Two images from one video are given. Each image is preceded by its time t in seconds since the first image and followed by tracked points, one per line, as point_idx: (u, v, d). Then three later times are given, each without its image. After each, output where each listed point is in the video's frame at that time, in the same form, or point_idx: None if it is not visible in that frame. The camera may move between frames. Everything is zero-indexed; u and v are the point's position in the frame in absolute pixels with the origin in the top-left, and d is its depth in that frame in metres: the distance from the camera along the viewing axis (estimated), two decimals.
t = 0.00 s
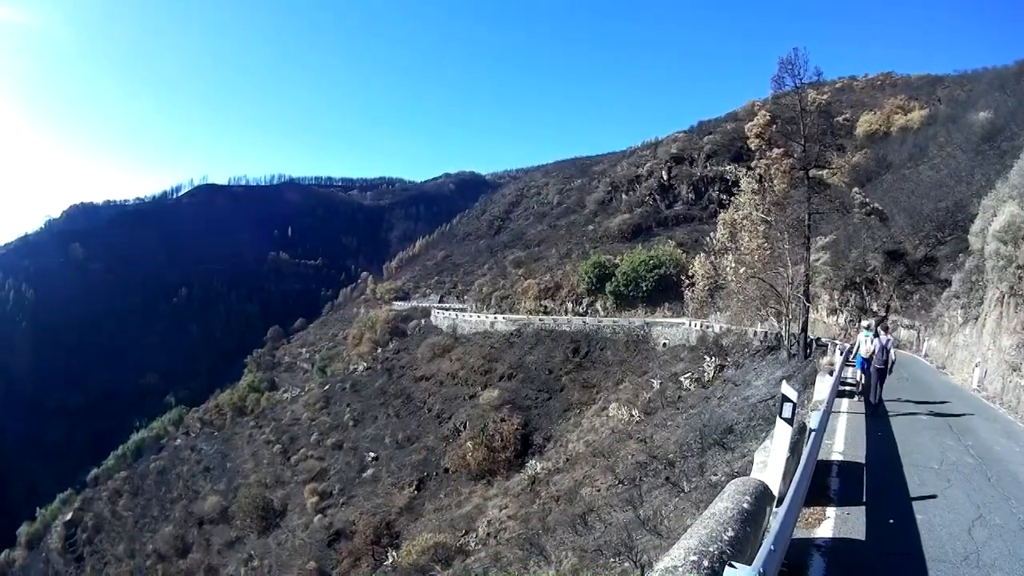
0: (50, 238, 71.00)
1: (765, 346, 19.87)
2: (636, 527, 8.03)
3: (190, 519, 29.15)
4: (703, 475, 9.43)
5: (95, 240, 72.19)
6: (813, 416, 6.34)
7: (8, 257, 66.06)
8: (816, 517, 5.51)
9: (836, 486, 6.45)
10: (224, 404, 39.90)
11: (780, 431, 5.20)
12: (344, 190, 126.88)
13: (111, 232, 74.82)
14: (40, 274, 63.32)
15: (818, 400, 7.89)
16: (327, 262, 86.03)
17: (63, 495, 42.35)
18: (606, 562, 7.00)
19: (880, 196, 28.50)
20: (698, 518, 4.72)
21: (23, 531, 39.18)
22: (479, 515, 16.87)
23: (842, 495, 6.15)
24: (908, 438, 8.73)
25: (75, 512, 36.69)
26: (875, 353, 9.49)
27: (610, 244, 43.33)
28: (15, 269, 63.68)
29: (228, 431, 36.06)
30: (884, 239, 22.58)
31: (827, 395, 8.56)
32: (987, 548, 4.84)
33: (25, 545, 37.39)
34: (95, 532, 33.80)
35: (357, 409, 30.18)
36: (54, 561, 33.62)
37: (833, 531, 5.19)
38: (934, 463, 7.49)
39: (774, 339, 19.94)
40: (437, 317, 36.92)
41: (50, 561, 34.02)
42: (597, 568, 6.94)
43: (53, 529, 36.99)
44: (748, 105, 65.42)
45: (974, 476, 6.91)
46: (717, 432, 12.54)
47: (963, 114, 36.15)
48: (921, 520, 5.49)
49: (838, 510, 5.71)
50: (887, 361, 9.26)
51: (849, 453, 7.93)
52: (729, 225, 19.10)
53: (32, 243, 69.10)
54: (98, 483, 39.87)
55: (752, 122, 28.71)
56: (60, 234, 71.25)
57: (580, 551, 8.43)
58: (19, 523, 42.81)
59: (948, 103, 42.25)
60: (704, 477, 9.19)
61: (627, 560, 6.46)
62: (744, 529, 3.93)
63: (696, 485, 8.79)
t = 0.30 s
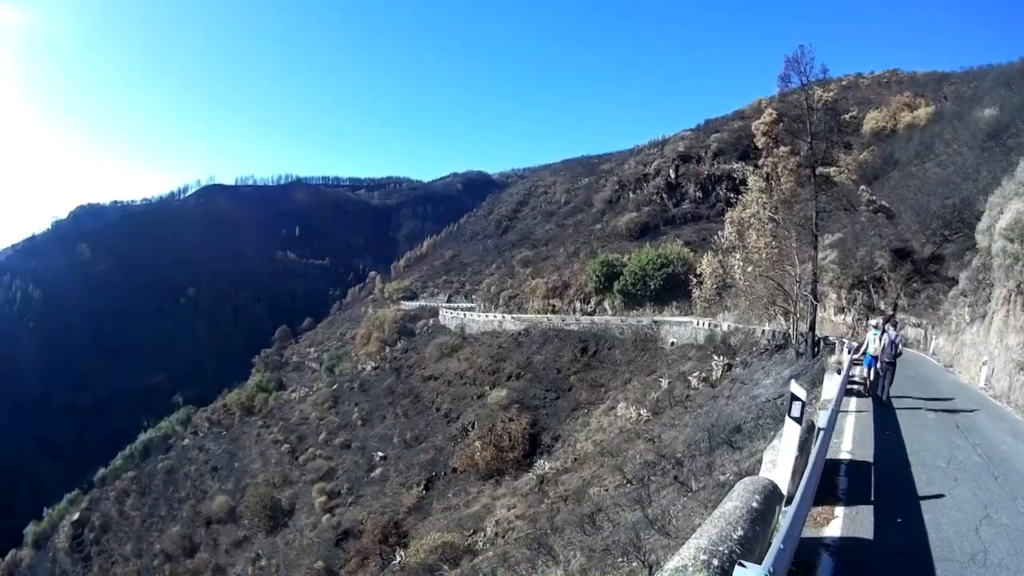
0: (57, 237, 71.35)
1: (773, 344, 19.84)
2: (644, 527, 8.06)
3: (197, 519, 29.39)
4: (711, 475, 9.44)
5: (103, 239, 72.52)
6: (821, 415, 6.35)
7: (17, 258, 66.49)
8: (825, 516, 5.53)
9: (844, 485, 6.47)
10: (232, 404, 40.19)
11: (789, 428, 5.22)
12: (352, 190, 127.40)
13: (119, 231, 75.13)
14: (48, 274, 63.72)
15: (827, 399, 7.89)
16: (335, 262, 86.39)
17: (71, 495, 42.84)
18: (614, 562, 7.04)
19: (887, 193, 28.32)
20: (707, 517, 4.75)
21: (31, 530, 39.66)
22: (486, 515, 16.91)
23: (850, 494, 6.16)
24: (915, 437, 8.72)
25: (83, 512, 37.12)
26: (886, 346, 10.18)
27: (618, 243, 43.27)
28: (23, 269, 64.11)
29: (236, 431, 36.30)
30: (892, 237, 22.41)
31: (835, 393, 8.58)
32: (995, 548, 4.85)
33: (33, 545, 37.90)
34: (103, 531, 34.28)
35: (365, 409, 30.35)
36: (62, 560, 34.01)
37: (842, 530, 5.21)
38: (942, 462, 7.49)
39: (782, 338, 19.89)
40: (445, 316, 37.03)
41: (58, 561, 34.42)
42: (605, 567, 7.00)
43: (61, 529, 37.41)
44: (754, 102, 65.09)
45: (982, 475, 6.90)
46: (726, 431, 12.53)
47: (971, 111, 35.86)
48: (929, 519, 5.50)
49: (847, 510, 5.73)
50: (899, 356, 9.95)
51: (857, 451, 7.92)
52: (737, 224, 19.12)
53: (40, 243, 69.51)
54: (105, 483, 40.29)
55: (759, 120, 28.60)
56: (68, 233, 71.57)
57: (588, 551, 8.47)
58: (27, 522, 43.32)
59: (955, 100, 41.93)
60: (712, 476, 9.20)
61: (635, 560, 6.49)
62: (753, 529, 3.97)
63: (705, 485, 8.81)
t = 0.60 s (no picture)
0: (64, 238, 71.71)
1: (781, 348, 19.86)
2: (653, 531, 8.10)
3: (205, 522, 29.58)
4: (719, 479, 9.47)
5: (109, 240, 72.81)
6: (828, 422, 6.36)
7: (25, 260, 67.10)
8: (832, 520, 5.56)
9: (851, 489, 6.49)
10: (240, 407, 40.45)
11: (797, 433, 5.26)
12: (361, 194, 128.06)
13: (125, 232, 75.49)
14: (55, 275, 64.15)
15: (834, 403, 7.92)
16: (342, 266, 86.90)
17: (77, 498, 43.45)
18: (623, 566, 7.08)
19: (893, 196, 28.23)
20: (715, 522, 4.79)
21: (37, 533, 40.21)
22: (495, 519, 16.95)
23: (858, 498, 6.19)
24: (923, 442, 8.73)
25: (90, 514, 37.52)
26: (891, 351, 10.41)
27: (626, 247, 43.32)
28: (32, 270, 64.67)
29: (244, 434, 36.52)
30: (898, 240, 22.32)
31: (842, 397, 8.59)
32: (1002, 551, 4.87)
33: (40, 547, 38.51)
34: (109, 534, 34.65)
35: (373, 413, 30.50)
36: (69, 563, 34.43)
37: (849, 534, 5.24)
38: (950, 465, 7.50)
39: (790, 342, 19.92)
40: (453, 320, 37.20)
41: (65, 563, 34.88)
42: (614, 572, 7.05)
43: (69, 531, 37.76)
44: (761, 105, 64.94)
45: (988, 479, 6.91)
46: (734, 435, 12.56)
47: (976, 113, 35.70)
48: (936, 522, 5.53)
49: (854, 514, 5.75)
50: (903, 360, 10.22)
51: (865, 455, 7.95)
52: (744, 228, 19.18)
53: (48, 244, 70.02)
54: (112, 486, 40.79)
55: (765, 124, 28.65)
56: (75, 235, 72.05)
57: (597, 555, 8.51)
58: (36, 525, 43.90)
59: (961, 102, 41.78)
60: (720, 480, 9.23)
61: (644, 564, 6.54)
62: (761, 532, 4.03)
63: (713, 489, 8.83)
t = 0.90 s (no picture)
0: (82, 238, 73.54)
1: (798, 349, 19.90)
2: (670, 532, 8.26)
3: (221, 520, 30.08)
4: (736, 481, 9.61)
5: (126, 240, 74.57)
6: (843, 428, 6.50)
7: (45, 259, 69.03)
8: (847, 522, 5.70)
9: (866, 492, 6.62)
10: (258, 407, 41.17)
11: (813, 435, 5.41)
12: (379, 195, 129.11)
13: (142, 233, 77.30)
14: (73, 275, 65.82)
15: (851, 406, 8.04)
16: (360, 267, 87.94)
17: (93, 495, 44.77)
18: (639, 567, 7.27)
19: (909, 198, 27.97)
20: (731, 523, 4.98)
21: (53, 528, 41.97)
22: (512, 520, 17.17)
23: (873, 500, 6.33)
24: (939, 444, 8.78)
25: (105, 512, 38.46)
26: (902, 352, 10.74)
27: (643, 248, 43.33)
28: (49, 269, 66.44)
29: (261, 434, 37.14)
30: (913, 242, 21.84)
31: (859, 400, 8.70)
32: (1014, 555, 4.97)
33: (54, 543, 40.06)
34: (125, 532, 35.50)
35: (391, 413, 30.92)
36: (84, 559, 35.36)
37: (863, 537, 5.38)
38: (965, 469, 7.57)
39: (807, 343, 19.96)
40: (471, 321, 37.59)
41: (80, 559, 36.03)
42: (630, 571, 7.26)
43: (84, 528, 38.84)
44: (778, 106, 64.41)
45: (1002, 482, 6.96)
46: (750, 437, 12.66)
47: (991, 114, 35.20)
48: (949, 526, 5.64)
49: (869, 517, 5.88)
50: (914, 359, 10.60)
51: (880, 458, 8.04)
52: (762, 230, 19.30)
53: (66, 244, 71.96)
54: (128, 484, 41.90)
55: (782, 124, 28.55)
56: (92, 234, 73.79)
57: (613, 556, 8.69)
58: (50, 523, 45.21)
59: (976, 102, 41.24)
60: (737, 482, 9.37)
61: (660, 565, 6.74)
62: (775, 535, 4.22)
63: (730, 491, 8.98)
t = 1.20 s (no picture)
0: (109, 232, 75.42)
1: (823, 349, 19.83)
2: (692, 532, 8.50)
3: (244, 515, 30.77)
4: (760, 481, 9.78)
5: (151, 236, 76.05)
6: (863, 434, 6.63)
7: (71, 253, 71.09)
8: (867, 523, 5.82)
9: (887, 493, 6.72)
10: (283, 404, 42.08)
11: (835, 434, 5.55)
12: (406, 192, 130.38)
13: (167, 228, 78.85)
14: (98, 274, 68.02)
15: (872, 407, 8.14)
16: (386, 262, 88.70)
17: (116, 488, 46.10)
18: (661, 565, 7.54)
19: (931, 198, 27.45)
20: (752, 519, 5.22)
21: (75, 523, 43.47)
22: (535, 517, 17.47)
23: (893, 502, 6.43)
24: (961, 446, 8.83)
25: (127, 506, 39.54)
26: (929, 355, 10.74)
27: (670, 246, 43.19)
28: (75, 265, 68.45)
29: (287, 429, 38.02)
30: (937, 242, 21.36)
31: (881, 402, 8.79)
32: None
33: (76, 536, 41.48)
34: (147, 525, 36.59)
35: (416, 409, 31.50)
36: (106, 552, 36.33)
37: (882, 538, 5.49)
38: (987, 472, 7.61)
39: (832, 343, 19.81)
40: (498, 317, 38.01)
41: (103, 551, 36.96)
42: (653, 569, 7.53)
43: (106, 521, 40.05)
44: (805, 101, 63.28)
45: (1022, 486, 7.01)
46: (775, 437, 12.81)
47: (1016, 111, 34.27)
48: (967, 528, 5.72)
49: (888, 518, 5.98)
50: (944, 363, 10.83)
51: (901, 459, 8.14)
52: (788, 228, 19.26)
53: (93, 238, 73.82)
54: (151, 477, 43.12)
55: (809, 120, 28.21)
56: (116, 231, 75.07)
57: (636, 554, 8.97)
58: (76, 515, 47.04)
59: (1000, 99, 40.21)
60: (761, 482, 9.58)
61: (682, 564, 6.99)
62: (795, 532, 4.41)
63: (753, 490, 9.20)
